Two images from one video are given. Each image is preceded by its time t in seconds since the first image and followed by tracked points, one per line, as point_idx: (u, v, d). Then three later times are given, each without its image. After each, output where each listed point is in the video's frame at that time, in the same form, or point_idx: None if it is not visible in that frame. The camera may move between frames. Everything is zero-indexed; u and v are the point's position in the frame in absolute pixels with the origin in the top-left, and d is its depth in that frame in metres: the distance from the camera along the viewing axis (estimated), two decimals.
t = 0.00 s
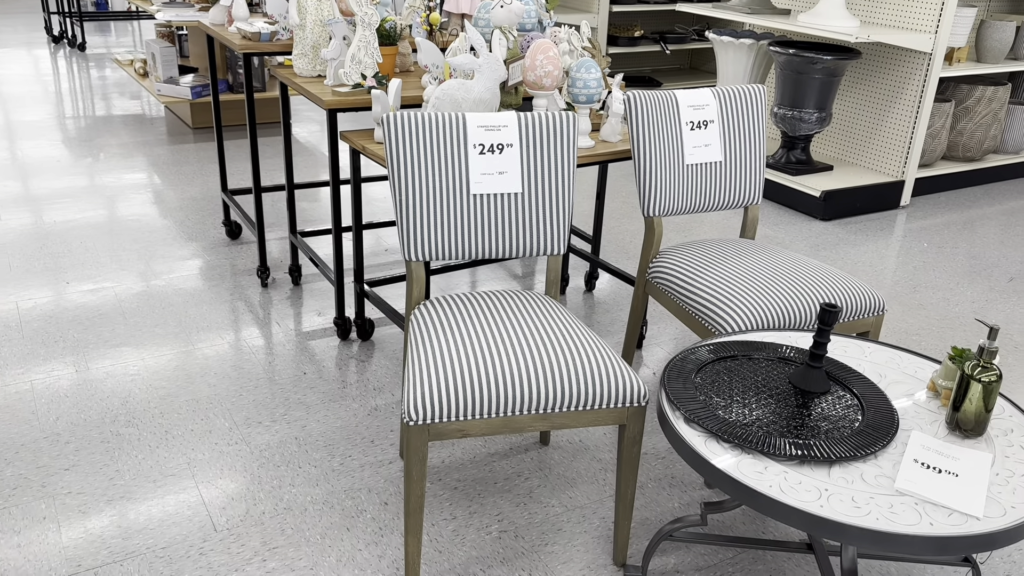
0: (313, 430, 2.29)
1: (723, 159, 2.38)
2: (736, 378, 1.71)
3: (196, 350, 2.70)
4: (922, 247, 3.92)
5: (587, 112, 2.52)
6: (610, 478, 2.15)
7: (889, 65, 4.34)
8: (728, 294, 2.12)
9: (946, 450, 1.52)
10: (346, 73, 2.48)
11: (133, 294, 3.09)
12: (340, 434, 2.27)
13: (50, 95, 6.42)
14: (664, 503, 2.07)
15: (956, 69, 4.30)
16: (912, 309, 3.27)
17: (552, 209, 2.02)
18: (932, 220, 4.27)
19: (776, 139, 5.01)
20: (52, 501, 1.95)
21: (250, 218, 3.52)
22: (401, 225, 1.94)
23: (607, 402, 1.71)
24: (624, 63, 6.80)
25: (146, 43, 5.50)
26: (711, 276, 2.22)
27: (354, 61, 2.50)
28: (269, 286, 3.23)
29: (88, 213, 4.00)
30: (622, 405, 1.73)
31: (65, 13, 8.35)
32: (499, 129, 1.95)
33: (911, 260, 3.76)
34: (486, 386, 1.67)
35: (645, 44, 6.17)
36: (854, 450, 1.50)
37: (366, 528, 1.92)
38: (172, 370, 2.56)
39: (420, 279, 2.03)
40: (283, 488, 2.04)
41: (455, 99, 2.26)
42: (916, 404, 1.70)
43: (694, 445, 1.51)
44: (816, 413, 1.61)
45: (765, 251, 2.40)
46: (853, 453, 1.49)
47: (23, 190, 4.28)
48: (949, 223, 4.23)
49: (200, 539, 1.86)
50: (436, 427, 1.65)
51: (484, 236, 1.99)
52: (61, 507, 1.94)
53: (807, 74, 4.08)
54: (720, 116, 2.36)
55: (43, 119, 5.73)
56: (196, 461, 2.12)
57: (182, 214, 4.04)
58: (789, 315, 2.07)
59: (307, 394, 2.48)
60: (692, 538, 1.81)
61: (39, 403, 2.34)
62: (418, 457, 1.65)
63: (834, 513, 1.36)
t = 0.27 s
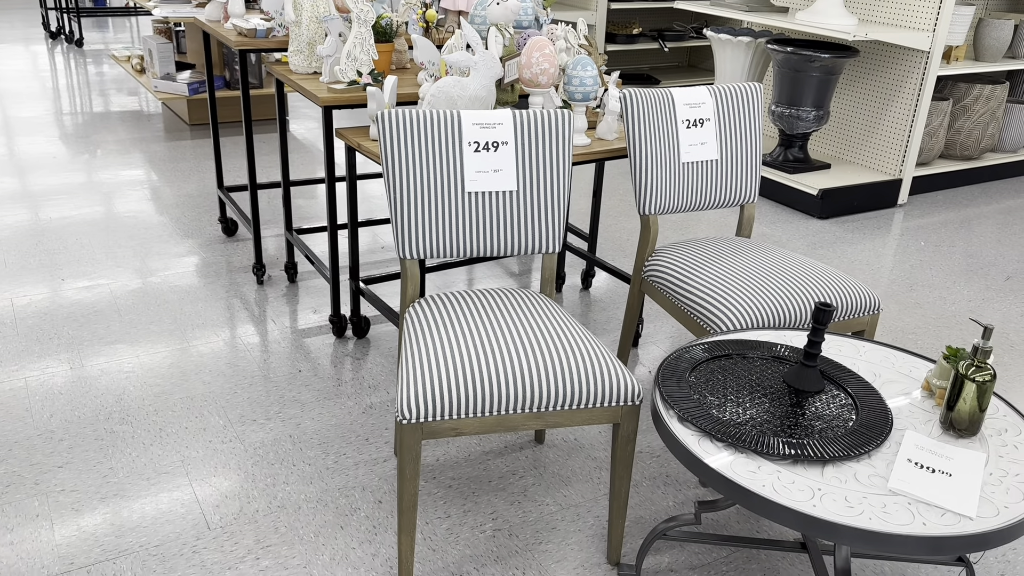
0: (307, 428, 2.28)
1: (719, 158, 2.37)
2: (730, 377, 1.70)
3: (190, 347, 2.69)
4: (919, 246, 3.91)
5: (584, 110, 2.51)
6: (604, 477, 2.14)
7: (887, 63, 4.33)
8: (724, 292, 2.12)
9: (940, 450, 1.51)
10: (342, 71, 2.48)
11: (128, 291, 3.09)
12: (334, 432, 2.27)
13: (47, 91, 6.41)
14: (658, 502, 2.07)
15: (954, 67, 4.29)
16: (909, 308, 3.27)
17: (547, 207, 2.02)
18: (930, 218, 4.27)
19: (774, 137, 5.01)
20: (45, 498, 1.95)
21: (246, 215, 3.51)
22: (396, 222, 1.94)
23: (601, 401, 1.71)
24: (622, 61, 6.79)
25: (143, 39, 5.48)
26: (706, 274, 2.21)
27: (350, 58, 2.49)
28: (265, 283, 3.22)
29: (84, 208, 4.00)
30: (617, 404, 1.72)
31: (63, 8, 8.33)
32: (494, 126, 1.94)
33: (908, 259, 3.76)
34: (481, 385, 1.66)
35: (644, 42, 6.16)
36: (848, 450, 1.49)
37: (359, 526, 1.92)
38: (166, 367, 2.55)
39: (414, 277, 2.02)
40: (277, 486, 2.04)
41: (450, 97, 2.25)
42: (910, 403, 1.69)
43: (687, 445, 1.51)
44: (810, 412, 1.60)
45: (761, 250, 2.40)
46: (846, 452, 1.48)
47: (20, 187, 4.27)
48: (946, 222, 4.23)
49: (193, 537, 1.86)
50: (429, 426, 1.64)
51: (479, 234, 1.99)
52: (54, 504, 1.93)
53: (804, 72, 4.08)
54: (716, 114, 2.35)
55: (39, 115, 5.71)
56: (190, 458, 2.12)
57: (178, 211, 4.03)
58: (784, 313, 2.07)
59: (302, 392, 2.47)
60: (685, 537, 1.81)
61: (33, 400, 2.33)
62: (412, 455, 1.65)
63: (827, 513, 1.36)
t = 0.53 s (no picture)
0: (301, 425, 2.27)
1: (716, 155, 2.36)
2: (723, 376, 1.70)
3: (184, 344, 2.68)
4: (918, 244, 3.90)
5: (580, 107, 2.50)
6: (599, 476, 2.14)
7: (887, 61, 4.31)
8: (719, 290, 2.11)
9: (934, 451, 1.50)
10: (337, 67, 2.47)
11: (123, 287, 3.08)
12: (328, 430, 2.26)
13: (45, 86, 6.39)
14: (652, 501, 2.06)
15: (954, 65, 4.27)
16: (907, 307, 3.26)
17: (541, 204, 2.00)
18: (929, 217, 4.26)
19: (773, 134, 5.00)
20: (37, 495, 1.95)
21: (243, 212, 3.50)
22: (389, 219, 1.93)
23: (594, 400, 1.70)
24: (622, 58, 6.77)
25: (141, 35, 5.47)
26: (702, 272, 2.20)
27: (345, 54, 2.48)
28: (261, 280, 3.21)
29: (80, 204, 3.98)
30: (609, 403, 1.71)
31: (63, 3, 8.31)
32: (488, 124, 1.93)
33: (907, 257, 3.75)
34: (472, 384, 1.65)
35: (644, 38, 6.14)
36: (840, 450, 1.48)
37: (352, 524, 1.91)
38: (160, 364, 2.54)
39: (408, 275, 2.01)
40: (270, 484, 2.03)
41: (445, 93, 2.24)
42: (905, 403, 1.68)
43: (678, 445, 1.50)
44: (803, 412, 1.60)
45: (757, 248, 2.39)
46: (838, 453, 1.48)
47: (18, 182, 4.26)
48: (946, 220, 4.22)
49: (184, 535, 1.85)
50: (420, 425, 1.64)
51: (473, 231, 1.98)
52: (46, 501, 1.93)
53: (804, 69, 4.06)
54: (713, 112, 2.34)
55: (37, 110, 5.70)
56: (182, 456, 2.11)
57: (175, 207, 4.02)
58: (779, 313, 2.06)
59: (296, 389, 2.46)
60: (678, 537, 1.80)
61: (25, 397, 2.32)
62: (402, 454, 1.64)
63: (818, 514, 1.35)
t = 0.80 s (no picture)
0: (291, 425, 2.25)
1: (713, 153, 2.33)
2: (715, 379, 1.67)
3: (176, 341, 2.66)
4: (920, 243, 3.86)
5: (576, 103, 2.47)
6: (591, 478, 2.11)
7: (890, 58, 4.27)
8: (714, 290, 2.08)
9: (928, 457, 1.48)
10: (330, 62, 2.44)
11: (117, 283, 3.06)
12: (318, 429, 2.24)
13: (45, 80, 6.38)
14: (645, 503, 2.04)
15: (958, 62, 4.23)
16: (907, 307, 3.22)
17: (533, 202, 1.98)
18: (931, 215, 4.22)
19: (775, 131, 4.96)
20: (23, 494, 1.93)
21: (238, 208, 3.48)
22: (379, 217, 1.90)
23: (584, 403, 1.68)
24: (624, 53, 6.73)
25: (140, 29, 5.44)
26: (697, 272, 2.18)
27: (338, 49, 2.45)
28: (255, 277, 3.19)
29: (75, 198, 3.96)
30: (599, 405, 1.69)
31: None
32: (480, 120, 1.90)
33: (908, 256, 3.71)
34: (460, 386, 1.63)
35: (646, 34, 6.10)
36: (832, 455, 1.46)
37: (340, 526, 1.89)
38: (151, 361, 2.53)
39: (398, 274, 1.99)
40: (258, 484, 2.01)
41: (438, 89, 2.21)
42: (900, 407, 1.66)
43: (668, 449, 1.47)
44: (796, 415, 1.57)
45: (754, 247, 2.36)
46: (830, 458, 1.45)
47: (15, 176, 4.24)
48: (948, 219, 4.18)
49: (170, 536, 1.83)
50: (407, 427, 1.61)
51: (464, 229, 1.95)
52: (31, 501, 1.91)
53: (806, 66, 4.02)
54: (710, 109, 2.31)
55: (36, 104, 5.68)
56: (171, 455, 2.09)
57: (171, 202, 4.00)
58: (775, 313, 2.03)
59: (287, 387, 2.44)
60: (669, 541, 1.77)
61: (14, 394, 2.30)
62: (388, 457, 1.62)
63: (808, 521, 1.32)
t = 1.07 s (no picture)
0: (282, 425, 2.23)
1: (712, 152, 2.29)
2: (708, 383, 1.63)
3: (169, 339, 2.64)
4: (927, 242, 3.81)
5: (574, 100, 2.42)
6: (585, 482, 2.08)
7: (898, 54, 4.21)
8: (711, 292, 2.04)
9: (926, 466, 1.44)
10: (323, 57, 2.41)
11: (112, 279, 3.04)
12: (310, 430, 2.21)
13: (48, 73, 6.36)
14: (639, 508, 2.00)
15: (967, 58, 4.17)
16: (911, 308, 3.17)
17: (527, 201, 1.94)
18: (938, 214, 4.16)
19: (780, 128, 4.90)
20: (8, 494, 1.91)
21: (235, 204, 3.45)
22: (369, 216, 1.87)
23: (574, 407, 1.64)
24: (630, 49, 6.67)
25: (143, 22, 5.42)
26: (694, 272, 2.14)
27: (332, 44, 2.42)
28: (251, 273, 3.16)
29: (74, 192, 3.95)
30: (590, 410, 1.65)
31: None
32: (472, 118, 1.87)
33: (914, 256, 3.66)
34: (447, 389, 1.60)
35: (652, 29, 6.04)
36: (826, 463, 1.42)
37: (328, 529, 1.86)
38: (142, 359, 2.50)
39: (389, 273, 1.96)
40: (246, 486, 1.99)
41: (431, 85, 2.17)
42: (898, 413, 1.61)
43: (658, 456, 1.44)
44: (791, 422, 1.53)
45: (754, 247, 2.32)
46: (824, 466, 1.41)
47: (14, 169, 4.23)
48: (955, 217, 4.12)
49: (155, 538, 1.81)
50: (392, 431, 1.58)
51: (456, 228, 1.92)
52: (17, 501, 1.89)
53: (811, 62, 3.96)
54: (709, 106, 2.26)
55: (39, 98, 5.67)
56: (159, 455, 2.07)
57: (170, 197, 3.97)
58: (772, 316, 1.99)
59: (280, 387, 2.41)
60: (662, 548, 1.74)
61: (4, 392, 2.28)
62: (374, 461, 1.59)
63: (800, 532, 1.29)
